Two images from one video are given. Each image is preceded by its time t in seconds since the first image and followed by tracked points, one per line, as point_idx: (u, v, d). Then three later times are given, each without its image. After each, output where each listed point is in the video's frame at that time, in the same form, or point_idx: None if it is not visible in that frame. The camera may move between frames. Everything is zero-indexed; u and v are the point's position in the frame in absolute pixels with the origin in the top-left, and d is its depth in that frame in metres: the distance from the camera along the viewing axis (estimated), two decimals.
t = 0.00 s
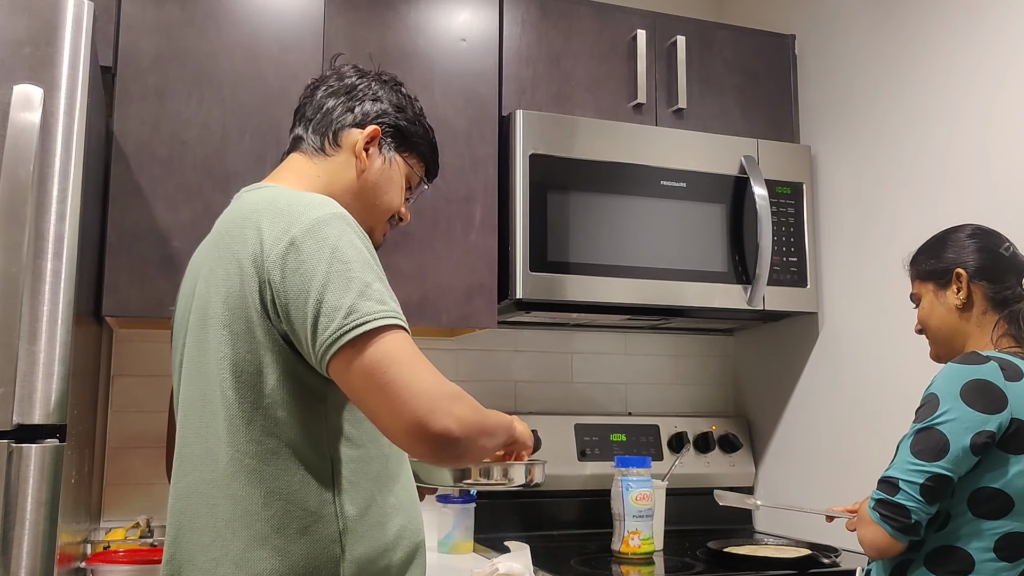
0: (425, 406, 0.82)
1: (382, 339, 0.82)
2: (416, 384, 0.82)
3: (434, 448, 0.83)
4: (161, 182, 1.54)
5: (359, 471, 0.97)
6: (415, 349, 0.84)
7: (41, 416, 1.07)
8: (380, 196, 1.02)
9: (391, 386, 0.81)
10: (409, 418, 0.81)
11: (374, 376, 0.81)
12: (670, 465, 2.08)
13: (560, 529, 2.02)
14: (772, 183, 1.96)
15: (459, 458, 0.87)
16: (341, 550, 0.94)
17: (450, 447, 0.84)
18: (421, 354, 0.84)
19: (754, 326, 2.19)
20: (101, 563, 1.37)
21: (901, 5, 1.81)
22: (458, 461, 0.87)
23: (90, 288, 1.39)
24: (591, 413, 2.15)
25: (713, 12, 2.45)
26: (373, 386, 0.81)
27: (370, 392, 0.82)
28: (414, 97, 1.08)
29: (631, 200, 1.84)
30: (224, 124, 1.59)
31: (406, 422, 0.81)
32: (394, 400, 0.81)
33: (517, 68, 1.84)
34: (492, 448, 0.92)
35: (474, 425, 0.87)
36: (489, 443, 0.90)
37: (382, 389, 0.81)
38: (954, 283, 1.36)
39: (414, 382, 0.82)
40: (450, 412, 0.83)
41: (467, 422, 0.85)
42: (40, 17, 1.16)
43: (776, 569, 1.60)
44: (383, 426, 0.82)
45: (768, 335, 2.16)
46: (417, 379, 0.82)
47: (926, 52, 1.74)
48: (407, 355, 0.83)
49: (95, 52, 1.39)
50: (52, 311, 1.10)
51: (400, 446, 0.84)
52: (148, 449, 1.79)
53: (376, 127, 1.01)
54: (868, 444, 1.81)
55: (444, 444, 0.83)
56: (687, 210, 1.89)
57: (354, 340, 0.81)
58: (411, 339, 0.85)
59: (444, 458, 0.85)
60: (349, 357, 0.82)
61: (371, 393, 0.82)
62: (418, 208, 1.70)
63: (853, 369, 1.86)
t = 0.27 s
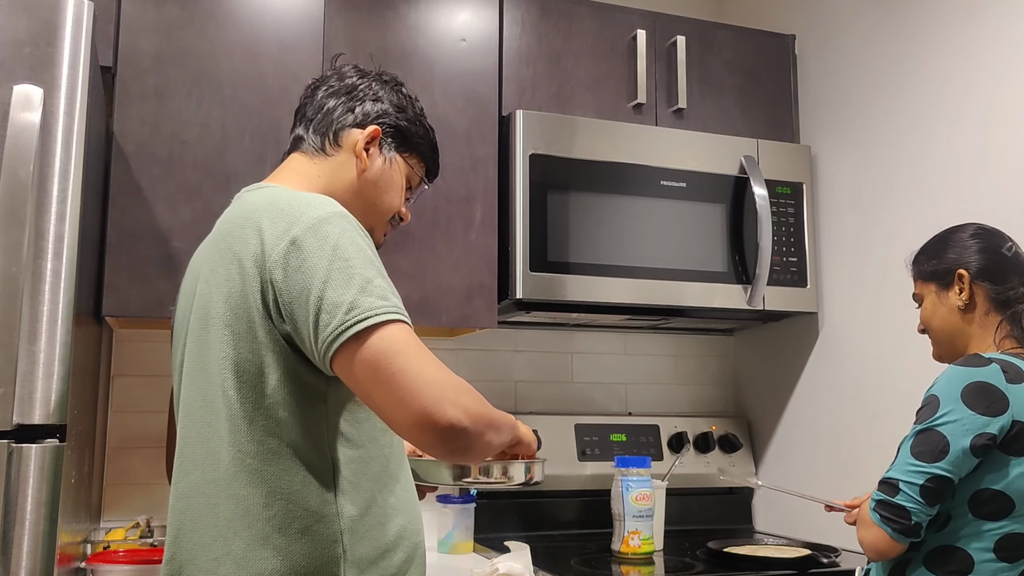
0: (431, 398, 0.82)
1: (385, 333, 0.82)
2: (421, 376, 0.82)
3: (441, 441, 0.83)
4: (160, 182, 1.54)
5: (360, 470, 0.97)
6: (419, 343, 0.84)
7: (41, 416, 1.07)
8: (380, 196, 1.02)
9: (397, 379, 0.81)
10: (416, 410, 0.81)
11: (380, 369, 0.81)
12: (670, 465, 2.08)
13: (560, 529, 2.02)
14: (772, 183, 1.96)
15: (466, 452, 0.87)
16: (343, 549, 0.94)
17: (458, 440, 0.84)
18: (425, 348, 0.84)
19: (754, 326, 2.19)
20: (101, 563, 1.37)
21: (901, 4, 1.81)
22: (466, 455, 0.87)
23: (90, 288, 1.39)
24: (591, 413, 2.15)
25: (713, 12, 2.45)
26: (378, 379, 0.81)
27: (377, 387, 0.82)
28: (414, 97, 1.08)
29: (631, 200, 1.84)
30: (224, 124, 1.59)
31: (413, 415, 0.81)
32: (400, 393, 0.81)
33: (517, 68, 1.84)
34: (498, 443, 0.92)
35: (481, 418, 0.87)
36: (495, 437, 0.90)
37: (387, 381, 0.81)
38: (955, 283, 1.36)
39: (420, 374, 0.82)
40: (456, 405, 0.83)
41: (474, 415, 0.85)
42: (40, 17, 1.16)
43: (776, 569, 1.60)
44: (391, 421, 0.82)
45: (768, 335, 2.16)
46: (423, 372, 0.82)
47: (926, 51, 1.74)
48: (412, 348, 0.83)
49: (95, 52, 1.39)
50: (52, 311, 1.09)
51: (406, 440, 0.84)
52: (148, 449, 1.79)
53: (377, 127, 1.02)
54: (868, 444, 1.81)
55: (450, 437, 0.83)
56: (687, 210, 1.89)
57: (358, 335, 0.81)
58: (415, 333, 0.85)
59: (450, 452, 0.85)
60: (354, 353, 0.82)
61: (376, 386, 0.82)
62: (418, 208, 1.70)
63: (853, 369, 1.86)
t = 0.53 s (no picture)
0: (426, 400, 0.81)
1: (381, 334, 0.82)
2: (416, 377, 0.81)
3: (436, 442, 0.83)
4: (161, 182, 1.54)
5: (360, 470, 0.97)
6: (414, 344, 0.84)
7: (41, 416, 1.07)
8: (380, 196, 1.02)
9: (392, 380, 0.81)
10: (410, 412, 0.81)
11: (374, 371, 0.81)
12: (670, 465, 2.08)
13: (560, 529, 2.02)
14: (772, 183, 1.96)
15: (460, 453, 0.86)
16: (343, 548, 0.94)
17: (453, 440, 0.84)
18: (420, 349, 0.84)
19: (754, 326, 2.19)
20: (101, 563, 1.37)
21: (901, 4, 1.81)
22: (460, 455, 0.87)
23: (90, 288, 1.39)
24: (591, 413, 2.15)
25: (712, 12, 2.45)
26: (373, 380, 0.81)
27: (372, 388, 0.81)
28: (414, 97, 1.08)
29: (631, 200, 1.84)
30: (224, 123, 1.59)
31: (407, 417, 0.81)
32: (394, 394, 0.81)
33: (517, 68, 1.84)
34: (491, 443, 0.92)
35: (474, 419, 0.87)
36: (488, 437, 0.90)
37: (382, 383, 0.81)
38: (957, 283, 1.36)
39: (414, 375, 0.81)
40: (450, 406, 0.83)
41: (468, 416, 0.85)
42: (40, 17, 1.16)
43: (776, 569, 1.60)
44: (386, 422, 0.82)
45: (768, 335, 2.16)
46: (418, 373, 0.82)
47: (926, 51, 1.74)
48: (407, 349, 0.82)
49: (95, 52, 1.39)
50: (52, 311, 1.09)
51: (401, 442, 0.83)
52: (148, 449, 1.79)
53: (377, 127, 1.01)
54: (868, 444, 1.81)
55: (445, 438, 0.83)
56: (687, 210, 1.89)
57: (354, 335, 0.81)
58: (411, 334, 0.85)
59: (445, 453, 0.85)
60: (350, 354, 0.81)
61: (371, 387, 0.81)
62: (418, 208, 1.70)
63: (853, 369, 1.86)
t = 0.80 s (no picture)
0: (424, 404, 0.82)
1: (380, 336, 0.82)
2: (415, 381, 0.82)
3: (433, 446, 0.83)
4: (161, 182, 1.54)
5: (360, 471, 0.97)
6: (414, 347, 0.84)
7: (41, 416, 1.07)
8: (380, 196, 1.03)
9: (391, 384, 0.81)
10: (408, 415, 0.81)
11: (374, 373, 0.81)
12: (670, 465, 2.08)
13: (560, 529, 2.02)
14: (772, 183, 1.96)
15: (456, 456, 0.87)
16: (343, 548, 0.94)
17: (450, 445, 0.85)
18: (419, 352, 0.84)
19: (754, 326, 2.19)
20: (101, 562, 1.37)
21: (901, 4, 1.81)
22: (455, 460, 0.87)
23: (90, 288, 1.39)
24: (591, 413, 2.15)
25: (713, 12, 2.45)
26: (372, 383, 0.81)
27: (371, 391, 0.81)
28: (414, 97, 1.08)
29: (631, 200, 1.84)
30: (224, 124, 1.59)
31: (406, 420, 0.81)
32: (393, 397, 0.81)
33: (517, 68, 1.84)
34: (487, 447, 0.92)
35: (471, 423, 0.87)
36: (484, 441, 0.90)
37: (381, 386, 0.81)
38: (952, 283, 1.36)
39: (413, 379, 0.82)
40: (448, 410, 0.83)
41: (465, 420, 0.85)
42: (40, 17, 1.16)
43: (776, 569, 1.60)
44: (382, 425, 0.82)
45: (768, 335, 2.16)
46: (417, 378, 0.82)
47: (926, 51, 1.74)
48: (406, 353, 0.82)
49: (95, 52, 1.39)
50: (53, 311, 1.10)
51: (398, 445, 0.84)
52: (148, 449, 1.79)
53: (377, 127, 1.01)
54: (868, 444, 1.81)
55: (442, 442, 0.83)
56: (687, 210, 1.89)
57: (353, 337, 0.81)
58: (410, 337, 0.85)
59: (442, 456, 0.85)
60: (350, 356, 0.82)
61: (370, 390, 0.81)
62: (418, 208, 1.70)
63: (853, 369, 1.86)
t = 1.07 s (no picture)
0: (421, 409, 0.81)
1: (378, 340, 0.82)
2: (412, 386, 0.81)
3: (428, 452, 0.83)
4: (161, 182, 1.54)
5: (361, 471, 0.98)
6: (412, 352, 0.84)
7: (41, 416, 1.07)
8: (381, 197, 1.03)
9: (388, 387, 0.81)
10: (403, 420, 0.81)
11: (371, 376, 0.81)
12: (670, 465, 2.08)
13: (560, 529, 2.02)
14: (772, 183, 1.96)
15: (450, 462, 0.86)
16: (345, 548, 0.94)
17: (444, 450, 0.84)
18: (418, 356, 0.84)
19: (754, 326, 2.19)
20: (101, 562, 1.37)
21: (901, 4, 1.81)
22: (449, 465, 0.87)
23: (90, 288, 1.39)
24: (591, 413, 2.14)
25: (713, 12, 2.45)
26: (369, 386, 0.81)
27: (369, 393, 0.81)
28: (415, 98, 1.08)
29: (631, 200, 1.84)
30: (224, 124, 1.59)
31: (401, 424, 0.81)
32: (389, 401, 0.81)
33: (517, 68, 1.84)
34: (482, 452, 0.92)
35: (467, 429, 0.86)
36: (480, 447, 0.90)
37: (378, 389, 0.81)
38: (935, 282, 1.38)
39: (410, 384, 0.81)
40: (444, 416, 0.83)
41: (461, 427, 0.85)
42: (40, 17, 1.16)
43: (776, 569, 1.60)
44: (377, 428, 0.82)
45: (768, 336, 2.16)
46: (415, 382, 0.82)
47: (926, 51, 1.74)
48: (405, 357, 0.82)
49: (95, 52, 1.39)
50: (52, 311, 1.10)
51: (393, 448, 0.83)
52: (148, 449, 1.79)
53: (378, 128, 1.01)
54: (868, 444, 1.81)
55: (437, 447, 0.83)
56: (687, 210, 1.89)
57: (352, 338, 0.81)
58: (409, 341, 0.85)
59: (436, 462, 0.85)
60: (348, 358, 0.82)
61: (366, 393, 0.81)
62: (418, 208, 1.70)
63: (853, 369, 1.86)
